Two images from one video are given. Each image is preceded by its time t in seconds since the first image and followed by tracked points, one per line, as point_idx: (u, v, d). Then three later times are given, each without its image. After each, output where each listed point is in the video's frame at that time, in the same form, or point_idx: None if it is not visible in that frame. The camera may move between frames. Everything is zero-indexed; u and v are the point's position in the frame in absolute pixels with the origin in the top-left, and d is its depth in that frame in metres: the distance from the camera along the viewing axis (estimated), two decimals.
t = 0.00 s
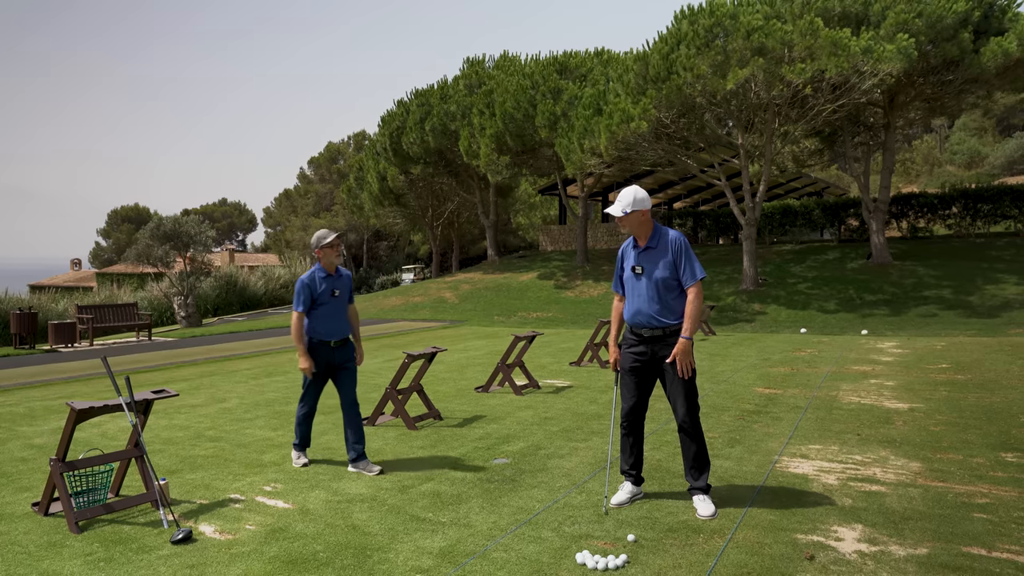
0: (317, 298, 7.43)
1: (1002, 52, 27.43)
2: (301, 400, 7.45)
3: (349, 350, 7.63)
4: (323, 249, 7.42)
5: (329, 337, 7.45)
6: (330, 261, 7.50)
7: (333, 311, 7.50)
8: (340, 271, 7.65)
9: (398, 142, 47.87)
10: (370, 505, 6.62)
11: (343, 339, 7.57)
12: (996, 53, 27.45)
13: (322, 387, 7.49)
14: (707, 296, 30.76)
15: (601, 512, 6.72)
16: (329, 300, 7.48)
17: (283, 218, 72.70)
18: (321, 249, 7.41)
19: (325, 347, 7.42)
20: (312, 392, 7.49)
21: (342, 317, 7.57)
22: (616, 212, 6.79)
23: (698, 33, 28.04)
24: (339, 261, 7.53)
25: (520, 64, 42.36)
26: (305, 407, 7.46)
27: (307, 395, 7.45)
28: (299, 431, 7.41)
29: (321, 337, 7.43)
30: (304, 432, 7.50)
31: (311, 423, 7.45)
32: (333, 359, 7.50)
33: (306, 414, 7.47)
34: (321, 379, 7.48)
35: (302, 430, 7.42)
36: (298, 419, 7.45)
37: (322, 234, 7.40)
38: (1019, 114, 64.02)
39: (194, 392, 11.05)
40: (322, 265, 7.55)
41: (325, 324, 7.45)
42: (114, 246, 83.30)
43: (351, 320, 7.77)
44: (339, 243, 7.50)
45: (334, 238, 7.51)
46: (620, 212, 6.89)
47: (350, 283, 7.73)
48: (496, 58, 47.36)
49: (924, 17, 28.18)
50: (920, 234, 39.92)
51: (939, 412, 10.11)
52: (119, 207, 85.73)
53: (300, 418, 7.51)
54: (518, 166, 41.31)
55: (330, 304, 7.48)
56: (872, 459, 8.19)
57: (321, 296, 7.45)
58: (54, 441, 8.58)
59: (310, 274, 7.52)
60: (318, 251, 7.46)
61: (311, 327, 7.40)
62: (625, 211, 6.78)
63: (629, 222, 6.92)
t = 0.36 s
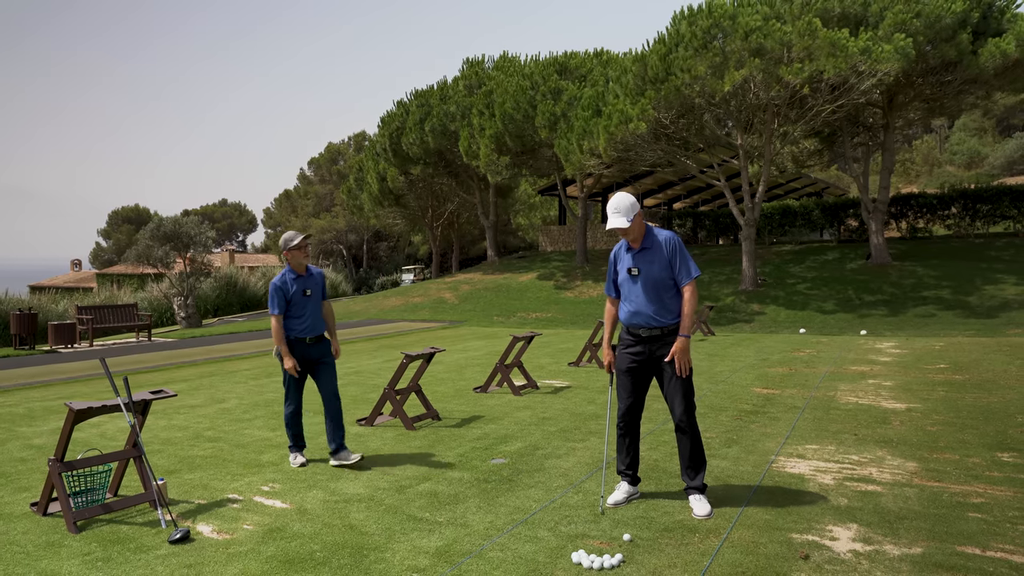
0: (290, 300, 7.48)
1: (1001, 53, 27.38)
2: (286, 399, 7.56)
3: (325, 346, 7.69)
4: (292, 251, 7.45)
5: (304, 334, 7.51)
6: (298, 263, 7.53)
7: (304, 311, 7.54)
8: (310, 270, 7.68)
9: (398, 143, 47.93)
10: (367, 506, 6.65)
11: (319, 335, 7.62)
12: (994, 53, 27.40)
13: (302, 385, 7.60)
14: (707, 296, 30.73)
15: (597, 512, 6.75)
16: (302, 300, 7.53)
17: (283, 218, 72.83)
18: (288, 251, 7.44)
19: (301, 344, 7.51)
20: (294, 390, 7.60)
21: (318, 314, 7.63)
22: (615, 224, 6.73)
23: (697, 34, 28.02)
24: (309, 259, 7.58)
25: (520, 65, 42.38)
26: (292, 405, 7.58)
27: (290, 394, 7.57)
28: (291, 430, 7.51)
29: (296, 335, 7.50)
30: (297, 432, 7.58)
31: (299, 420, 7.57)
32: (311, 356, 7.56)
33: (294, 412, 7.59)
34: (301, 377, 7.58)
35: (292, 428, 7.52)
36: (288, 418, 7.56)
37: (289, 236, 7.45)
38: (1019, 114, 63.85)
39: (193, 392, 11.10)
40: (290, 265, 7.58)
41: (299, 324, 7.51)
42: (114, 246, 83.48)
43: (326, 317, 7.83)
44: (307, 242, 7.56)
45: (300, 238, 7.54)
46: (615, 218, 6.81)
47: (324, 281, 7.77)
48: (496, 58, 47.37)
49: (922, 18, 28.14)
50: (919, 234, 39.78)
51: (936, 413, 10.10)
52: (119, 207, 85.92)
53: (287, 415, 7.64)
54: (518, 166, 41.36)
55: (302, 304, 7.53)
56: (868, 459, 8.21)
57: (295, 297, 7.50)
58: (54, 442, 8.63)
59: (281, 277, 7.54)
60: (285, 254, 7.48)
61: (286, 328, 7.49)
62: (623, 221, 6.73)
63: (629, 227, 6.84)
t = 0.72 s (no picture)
0: (275, 298, 7.67)
1: (1000, 53, 27.29)
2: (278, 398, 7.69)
3: (311, 344, 7.84)
4: (274, 253, 7.71)
5: (289, 332, 7.69)
6: (281, 263, 7.75)
7: (288, 309, 7.72)
8: (294, 269, 7.87)
9: (398, 143, 47.96)
10: (364, 505, 6.71)
11: (305, 333, 7.80)
12: (993, 53, 27.31)
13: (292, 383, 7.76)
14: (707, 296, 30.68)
15: (594, 512, 6.79)
16: (286, 299, 7.71)
17: (283, 218, 72.84)
18: (270, 253, 7.71)
19: (288, 342, 7.70)
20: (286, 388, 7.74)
21: (304, 312, 7.83)
22: (611, 228, 6.73)
23: (696, 34, 27.99)
24: (291, 259, 7.78)
25: (519, 65, 42.36)
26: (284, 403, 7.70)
27: (280, 392, 7.70)
28: (284, 429, 7.59)
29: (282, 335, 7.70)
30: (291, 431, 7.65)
31: (291, 418, 7.66)
32: (297, 353, 7.74)
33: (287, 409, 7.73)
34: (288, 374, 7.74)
35: (285, 426, 7.60)
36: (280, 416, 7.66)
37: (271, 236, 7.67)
38: (1020, 114, 63.64)
39: (192, 392, 11.14)
40: (274, 266, 7.79)
41: (284, 323, 7.70)
42: (114, 246, 83.63)
43: (314, 315, 8.00)
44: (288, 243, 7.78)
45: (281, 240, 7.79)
46: (610, 221, 6.80)
47: (308, 280, 7.95)
48: (496, 58, 47.37)
49: (921, 17, 28.07)
50: (919, 234, 39.59)
51: (934, 412, 10.08)
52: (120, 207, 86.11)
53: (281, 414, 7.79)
54: (518, 166, 41.37)
55: (286, 302, 7.71)
56: (865, 459, 8.27)
57: (279, 296, 7.69)
58: (52, 441, 8.68)
59: (266, 277, 7.75)
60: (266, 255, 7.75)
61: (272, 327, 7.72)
62: (619, 225, 6.73)
63: (627, 229, 6.83)
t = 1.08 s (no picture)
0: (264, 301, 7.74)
1: (1001, 53, 27.18)
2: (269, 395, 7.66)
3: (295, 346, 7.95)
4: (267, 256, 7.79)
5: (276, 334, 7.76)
6: (272, 266, 7.84)
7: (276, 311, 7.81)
8: (284, 273, 7.98)
9: (398, 143, 47.99)
10: (360, 505, 6.78)
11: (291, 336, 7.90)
12: (994, 53, 27.22)
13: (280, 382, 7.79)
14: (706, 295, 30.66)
15: (591, 512, 6.82)
16: (274, 301, 7.80)
17: (283, 218, 72.90)
18: (264, 256, 7.75)
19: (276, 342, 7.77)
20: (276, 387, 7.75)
21: (290, 315, 7.93)
22: (610, 227, 6.75)
23: (696, 33, 27.93)
24: (282, 263, 7.89)
25: (519, 65, 42.34)
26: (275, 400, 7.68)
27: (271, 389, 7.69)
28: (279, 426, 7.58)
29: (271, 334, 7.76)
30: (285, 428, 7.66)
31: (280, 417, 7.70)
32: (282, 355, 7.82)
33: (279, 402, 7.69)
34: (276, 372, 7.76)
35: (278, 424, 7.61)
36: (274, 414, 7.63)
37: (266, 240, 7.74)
38: (1020, 114, 63.48)
39: (191, 392, 11.19)
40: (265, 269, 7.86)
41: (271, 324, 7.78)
42: (114, 246, 83.86)
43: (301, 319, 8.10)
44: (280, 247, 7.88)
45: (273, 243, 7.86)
46: (609, 221, 6.82)
47: (298, 284, 8.06)
48: (495, 58, 47.38)
49: (921, 18, 27.96)
50: (919, 234, 39.50)
51: (933, 412, 10.08)
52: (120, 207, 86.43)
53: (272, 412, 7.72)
54: (518, 166, 41.42)
55: (275, 306, 7.81)
56: (863, 459, 8.32)
57: (268, 298, 7.77)
58: (50, 442, 8.73)
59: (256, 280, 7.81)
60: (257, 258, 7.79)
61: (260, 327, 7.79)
62: (618, 225, 6.75)
63: (626, 229, 6.85)
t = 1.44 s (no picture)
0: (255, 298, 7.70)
1: (1001, 53, 27.12)
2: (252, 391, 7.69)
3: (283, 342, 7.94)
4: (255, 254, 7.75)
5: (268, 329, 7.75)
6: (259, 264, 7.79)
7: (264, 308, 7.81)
8: (271, 271, 7.96)
9: (398, 142, 48.06)
10: (357, 505, 6.83)
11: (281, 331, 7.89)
12: (994, 54, 27.15)
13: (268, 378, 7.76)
14: (707, 295, 30.67)
15: (588, 512, 6.86)
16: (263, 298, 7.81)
17: (283, 218, 72.96)
18: (251, 254, 7.71)
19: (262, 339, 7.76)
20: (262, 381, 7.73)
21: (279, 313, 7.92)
22: (607, 228, 6.77)
23: (696, 33, 27.89)
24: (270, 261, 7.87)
25: (519, 64, 42.31)
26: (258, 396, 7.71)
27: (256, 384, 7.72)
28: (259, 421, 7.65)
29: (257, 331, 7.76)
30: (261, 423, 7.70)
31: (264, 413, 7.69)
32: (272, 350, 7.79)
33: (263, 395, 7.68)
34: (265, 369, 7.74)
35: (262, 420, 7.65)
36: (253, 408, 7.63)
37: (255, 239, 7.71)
38: (1021, 113, 63.36)
39: (190, 392, 11.23)
40: (251, 267, 7.80)
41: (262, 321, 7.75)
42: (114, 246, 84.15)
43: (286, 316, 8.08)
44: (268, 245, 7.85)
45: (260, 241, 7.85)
46: (606, 221, 6.84)
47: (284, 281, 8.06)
48: (496, 57, 47.36)
49: (921, 18, 27.90)
50: (919, 234, 39.40)
51: (931, 413, 10.09)
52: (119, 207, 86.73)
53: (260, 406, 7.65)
54: (518, 166, 41.39)
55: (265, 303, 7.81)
56: (860, 459, 8.35)
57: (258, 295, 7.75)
58: (49, 441, 8.80)
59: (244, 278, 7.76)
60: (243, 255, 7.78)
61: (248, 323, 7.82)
62: (615, 225, 6.77)
63: (624, 230, 6.86)
